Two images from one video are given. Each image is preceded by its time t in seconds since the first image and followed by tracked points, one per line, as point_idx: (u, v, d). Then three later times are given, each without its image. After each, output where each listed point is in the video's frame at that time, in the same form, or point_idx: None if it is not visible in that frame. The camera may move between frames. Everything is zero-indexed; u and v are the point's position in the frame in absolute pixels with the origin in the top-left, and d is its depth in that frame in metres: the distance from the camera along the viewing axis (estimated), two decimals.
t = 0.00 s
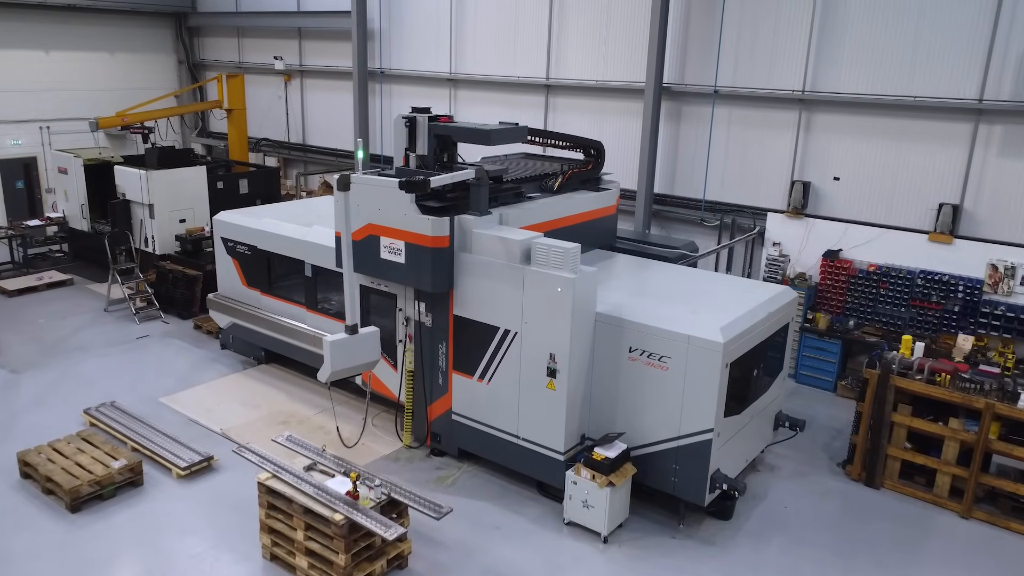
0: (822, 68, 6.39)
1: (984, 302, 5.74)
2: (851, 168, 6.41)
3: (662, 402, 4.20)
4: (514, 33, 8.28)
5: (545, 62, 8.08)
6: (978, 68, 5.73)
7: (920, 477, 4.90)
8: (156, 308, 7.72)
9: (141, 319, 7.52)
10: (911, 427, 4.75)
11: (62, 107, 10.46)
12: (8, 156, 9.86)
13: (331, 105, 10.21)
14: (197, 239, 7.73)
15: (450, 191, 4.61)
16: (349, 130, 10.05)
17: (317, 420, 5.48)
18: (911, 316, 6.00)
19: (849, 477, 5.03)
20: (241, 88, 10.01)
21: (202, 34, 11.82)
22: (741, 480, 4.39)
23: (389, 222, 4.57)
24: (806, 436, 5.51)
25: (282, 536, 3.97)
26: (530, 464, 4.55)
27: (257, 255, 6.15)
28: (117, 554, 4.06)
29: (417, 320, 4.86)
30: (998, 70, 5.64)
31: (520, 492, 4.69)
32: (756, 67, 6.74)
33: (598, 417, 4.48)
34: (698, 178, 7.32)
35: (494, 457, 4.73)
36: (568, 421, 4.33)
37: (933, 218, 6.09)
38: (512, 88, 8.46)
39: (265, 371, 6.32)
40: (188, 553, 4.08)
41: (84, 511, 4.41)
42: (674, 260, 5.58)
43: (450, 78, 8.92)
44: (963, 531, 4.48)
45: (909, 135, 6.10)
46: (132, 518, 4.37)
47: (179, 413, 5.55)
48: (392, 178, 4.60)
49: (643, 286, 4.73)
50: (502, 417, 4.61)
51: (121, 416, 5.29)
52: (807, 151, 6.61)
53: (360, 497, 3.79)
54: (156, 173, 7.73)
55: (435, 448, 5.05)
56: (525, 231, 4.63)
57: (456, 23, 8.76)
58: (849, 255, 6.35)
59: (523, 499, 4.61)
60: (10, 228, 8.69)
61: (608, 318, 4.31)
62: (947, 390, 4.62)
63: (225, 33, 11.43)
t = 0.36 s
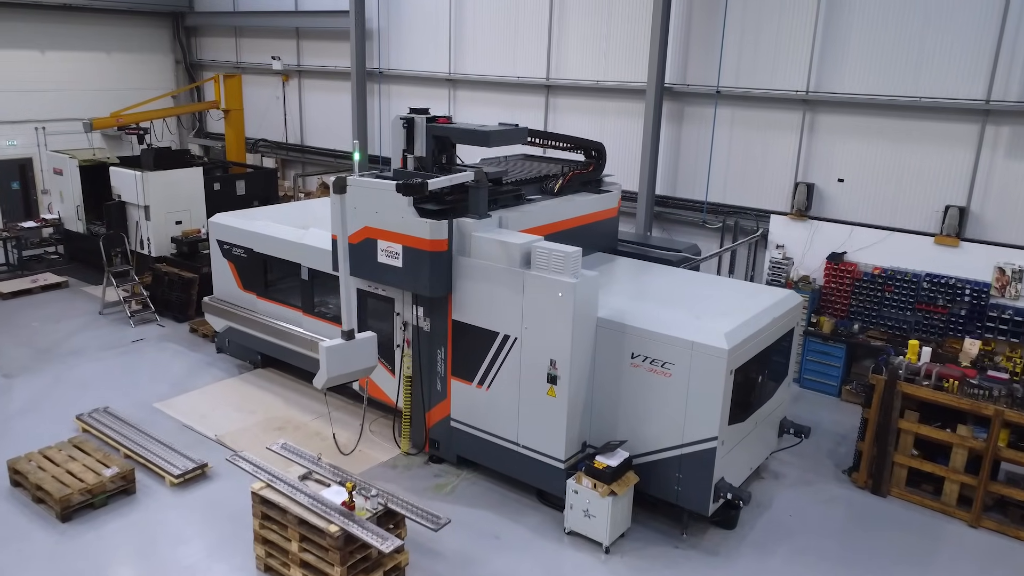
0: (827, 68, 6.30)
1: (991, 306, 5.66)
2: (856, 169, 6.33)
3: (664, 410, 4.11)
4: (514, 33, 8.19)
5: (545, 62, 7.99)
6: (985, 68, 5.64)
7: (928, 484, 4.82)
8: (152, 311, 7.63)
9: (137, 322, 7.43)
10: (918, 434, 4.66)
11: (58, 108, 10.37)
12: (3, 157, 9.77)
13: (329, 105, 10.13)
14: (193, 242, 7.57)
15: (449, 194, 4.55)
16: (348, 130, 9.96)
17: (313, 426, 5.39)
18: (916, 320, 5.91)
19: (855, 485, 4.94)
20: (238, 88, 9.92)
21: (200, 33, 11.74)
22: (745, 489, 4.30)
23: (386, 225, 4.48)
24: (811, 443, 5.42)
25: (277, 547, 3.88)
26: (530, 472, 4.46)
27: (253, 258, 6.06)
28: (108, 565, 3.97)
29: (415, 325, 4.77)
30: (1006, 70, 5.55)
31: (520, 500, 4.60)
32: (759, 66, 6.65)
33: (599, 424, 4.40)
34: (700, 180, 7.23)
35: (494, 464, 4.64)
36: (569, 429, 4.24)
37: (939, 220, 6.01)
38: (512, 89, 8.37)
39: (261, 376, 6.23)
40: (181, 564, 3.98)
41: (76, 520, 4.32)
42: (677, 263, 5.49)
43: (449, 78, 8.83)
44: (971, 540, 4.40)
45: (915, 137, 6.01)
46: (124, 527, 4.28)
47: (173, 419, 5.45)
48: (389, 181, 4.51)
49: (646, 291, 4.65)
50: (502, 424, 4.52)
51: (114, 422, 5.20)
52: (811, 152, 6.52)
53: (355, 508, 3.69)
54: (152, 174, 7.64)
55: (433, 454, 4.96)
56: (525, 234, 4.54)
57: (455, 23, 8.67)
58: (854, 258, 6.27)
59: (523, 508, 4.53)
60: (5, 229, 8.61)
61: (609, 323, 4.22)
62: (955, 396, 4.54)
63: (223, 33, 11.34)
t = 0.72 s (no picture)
0: (831, 68, 6.22)
1: (999, 310, 5.57)
2: (860, 171, 6.25)
3: (667, 417, 4.02)
4: (514, 33, 8.10)
5: (545, 62, 7.90)
6: (992, 68, 5.56)
7: (936, 492, 4.73)
8: (147, 313, 7.54)
9: (132, 326, 7.33)
10: (926, 441, 4.57)
11: (53, 109, 10.28)
12: None
13: (327, 106, 10.04)
14: (189, 244, 7.59)
15: (447, 196, 4.47)
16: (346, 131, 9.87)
17: (310, 432, 5.30)
18: (922, 324, 5.83)
19: (861, 493, 4.85)
20: (236, 89, 9.85)
21: (197, 33, 11.65)
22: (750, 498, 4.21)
23: (383, 228, 4.40)
24: (816, 449, 5.32)
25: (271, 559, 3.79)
26: (530, 480, 4.37)
27: (250, 260, 5.97)
28: None
29: (413, 330, 4.68)
30: (1014, 70, 5.47)
31: (519, 508, 4.51)
32: (762, 67, 6.56)
33: (601, 432, 4.30)
34: (702, 182, 7.14)
35: (493, 472, 4.55)
36: (570, 436, 4.16)
37: (946, 223, 5.93)
38: (512, 89, 8.28)
39: (257, 380, 6.14)
40: None
41: (66, 530, 4.23)
42: (680, 267, 5.40)
43: (448, 78, 8.74)
44: (980, 549, 4.31)
45: (921, 138, 5.93)
46: (116, 537, 4.19)
47: (167, 425, 5.36)
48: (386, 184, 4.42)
49: (648, 295, 4.56)
50: (501, 431, 4.43)
51: (107, 428, 5.11)
52: (816, 153, 6.43)
53: (351, 518, 3.61)
54: (148, 175, 7.55)
55: (432, 461, 4.87)
56: (526, 238, 4.45)
57: (455, 23, 8.59)
58: (859, 261, 6.18)
59: (523, 516, 4.43)
60: None
61: (611, 328, 4.13)
62: (964, 403, 4.45)
63: (220, 33, 11.25)
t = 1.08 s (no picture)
0: (836, 68, 6.13)
1: (1007, 314, 5.49)
2: (866, 173, 6.17)
3: (671, 425, 3.93)
4: (515, 33, 8.01)
5: (546, 62, 7.81)
6: (1000, 68, 5.48)
7: (944, 501, 4.64)
8: (143, 317, 7.45)
9: (128, 329, 7.24)
10: (934, 448, 4.48)
11: (49, 109, 10.19)
12: None
13: (325, 106, 9.95)
14: (185, 246, 7.52)
15: (445, 199, 4.34)
16: (345, 132, 9.79)
17: (307, 439, 5.21)
18: (929, 328, 5.74)
19: (868, 501, 4.76)
20: (234, 90, 9.84)
21: (194, 33, 11.57)
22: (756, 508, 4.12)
23: (381, 231, 4.31)
24: (821, 456, 5.23)
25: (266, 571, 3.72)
26: (531, 489, 4.28)
27: (246, 263, 5.89)
28: None
29: (411, 335, 4.59)
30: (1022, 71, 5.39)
31: (520, 518, 4.42)
32: (766, 67, 6.48)
33: (604, 440, 4.21)
34: (705, 183, 7.06)
35: (493, 481, 4.46)
36: (572, 445, 4.07)
37: (953, 226, 5.85)
38: (512, 90, 8.19)
39: (254, 385, 6.05)
40: None
41: (57, 540, 4.13)
42: (682, 270, 5.31)
43: (448, 78, 8.65)
44: (990, 560, 4.22)
45: (928, 139, 5.85)
46: (108, 547, 4.09)
47: (161, 431, 5.27)
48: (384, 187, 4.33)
49: (651, 299, 4.47)
50: (501, 439, 4.34)
51: (100, 434, 5.01)
52: (820, 155, 6.35)
53: (348, 530, 3.51)
54: (143, 177, 7.47)
55: (430, 469, 4.78)
56: (527, 241, 4.36)
57: (454, 22, 8.50)
58: (864, 264, 6.10)
59: (524, 526, 4.34)
60: None
61: (614, 334, 4.04)
62: (973, 410, 4.36)
63: (218, 32, 11.16)
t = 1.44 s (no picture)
0: (841, 68, 6.05)
1: (1015, 318, 5.40)
2: (871, 175, 6.08)
3: (676, 434, 3.84)
4: (515, 32, 7.92)
5: (547, 62, 7.72)
6: (1008, 69, 5.39)
7: (953, 510, 4.54)
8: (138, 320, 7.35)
9: (123, 332, 7.14)
10: (943, 456, 4.39)
11: (45, 110, 10.09)
12: None
13: (324, 106, 9.86)
14: (182, 248, 7.51)
15: (445, 202, 4.26)
16: (343, 132, 9.69)
17: (303, 445, 5.11)
18: (936, 332, 5.65)
19: (876, 510, 4.66)
20: (230, 90, 9.69)
21: (192, 33, 11.47)
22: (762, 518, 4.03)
23: (379, 235, 4.22)
24: (827, 463, 5.14)
25: None
26: (532, 498, 4.19)
27: (242, 266, 5.80)
28: None
29: (410, 340, 4.50)
30: None
31: (521, 527, 4.33)
32: (770, 67, 6.39)
33: (606, 448, 4.12)
34: (708, 185, 6.97)
35: (493, 489, 4.37)
36: (574, 454, 3.97)
37: (960, 229, 5.77)
38: (512, 90, 8.10)
39: (250, 390, 5.95)
40: None
41: (47, 551, 4.03)
42: (686, 274, 5.22)
43: (447, 79, 8.56)
44: (1001, 571, 4.13)
45: (935, 141, 5.77)
46: (99, 558, 4.00)
47: (155, 437, 5.17)
48: (382, 190, 4.25)
49: (655, 304, 4.38)
50: (502, 447, 4.25)
51: (93, 441, 4.92)
52: (825, 157, 6.26)
53: (345, 543, 3.40)
54: (139, 178, 7.38)
55: (429, 477, 4.69)
56: (528, 245, 4.27)
57: (454, 22, 8.41)
58: (870, 267, 6.01)
59: (525, 536, 4.25)
60: None
61: (617, 341, 3.95)
62: (983, 417, 4.27)
63: (216, 32, 11.07)
